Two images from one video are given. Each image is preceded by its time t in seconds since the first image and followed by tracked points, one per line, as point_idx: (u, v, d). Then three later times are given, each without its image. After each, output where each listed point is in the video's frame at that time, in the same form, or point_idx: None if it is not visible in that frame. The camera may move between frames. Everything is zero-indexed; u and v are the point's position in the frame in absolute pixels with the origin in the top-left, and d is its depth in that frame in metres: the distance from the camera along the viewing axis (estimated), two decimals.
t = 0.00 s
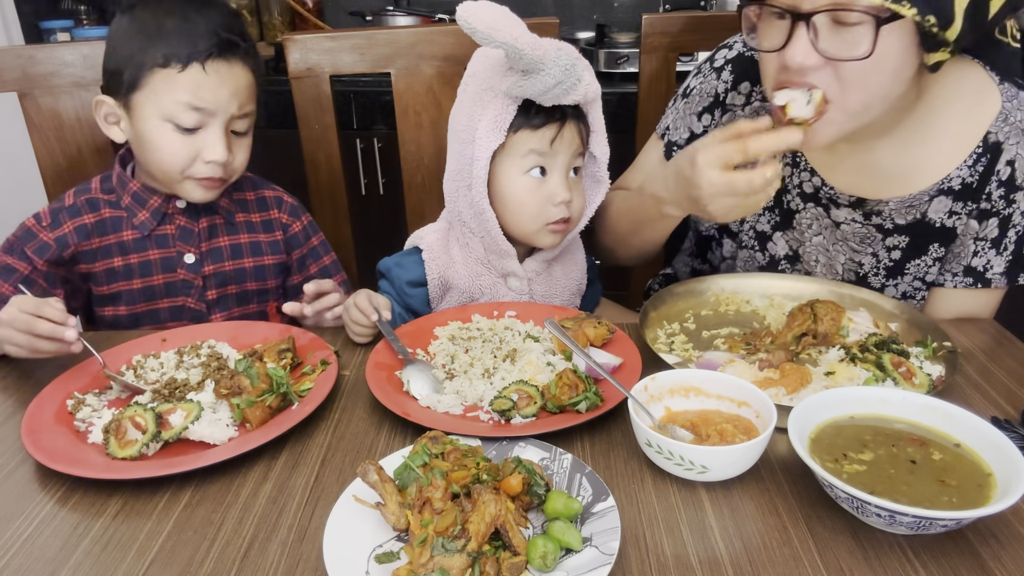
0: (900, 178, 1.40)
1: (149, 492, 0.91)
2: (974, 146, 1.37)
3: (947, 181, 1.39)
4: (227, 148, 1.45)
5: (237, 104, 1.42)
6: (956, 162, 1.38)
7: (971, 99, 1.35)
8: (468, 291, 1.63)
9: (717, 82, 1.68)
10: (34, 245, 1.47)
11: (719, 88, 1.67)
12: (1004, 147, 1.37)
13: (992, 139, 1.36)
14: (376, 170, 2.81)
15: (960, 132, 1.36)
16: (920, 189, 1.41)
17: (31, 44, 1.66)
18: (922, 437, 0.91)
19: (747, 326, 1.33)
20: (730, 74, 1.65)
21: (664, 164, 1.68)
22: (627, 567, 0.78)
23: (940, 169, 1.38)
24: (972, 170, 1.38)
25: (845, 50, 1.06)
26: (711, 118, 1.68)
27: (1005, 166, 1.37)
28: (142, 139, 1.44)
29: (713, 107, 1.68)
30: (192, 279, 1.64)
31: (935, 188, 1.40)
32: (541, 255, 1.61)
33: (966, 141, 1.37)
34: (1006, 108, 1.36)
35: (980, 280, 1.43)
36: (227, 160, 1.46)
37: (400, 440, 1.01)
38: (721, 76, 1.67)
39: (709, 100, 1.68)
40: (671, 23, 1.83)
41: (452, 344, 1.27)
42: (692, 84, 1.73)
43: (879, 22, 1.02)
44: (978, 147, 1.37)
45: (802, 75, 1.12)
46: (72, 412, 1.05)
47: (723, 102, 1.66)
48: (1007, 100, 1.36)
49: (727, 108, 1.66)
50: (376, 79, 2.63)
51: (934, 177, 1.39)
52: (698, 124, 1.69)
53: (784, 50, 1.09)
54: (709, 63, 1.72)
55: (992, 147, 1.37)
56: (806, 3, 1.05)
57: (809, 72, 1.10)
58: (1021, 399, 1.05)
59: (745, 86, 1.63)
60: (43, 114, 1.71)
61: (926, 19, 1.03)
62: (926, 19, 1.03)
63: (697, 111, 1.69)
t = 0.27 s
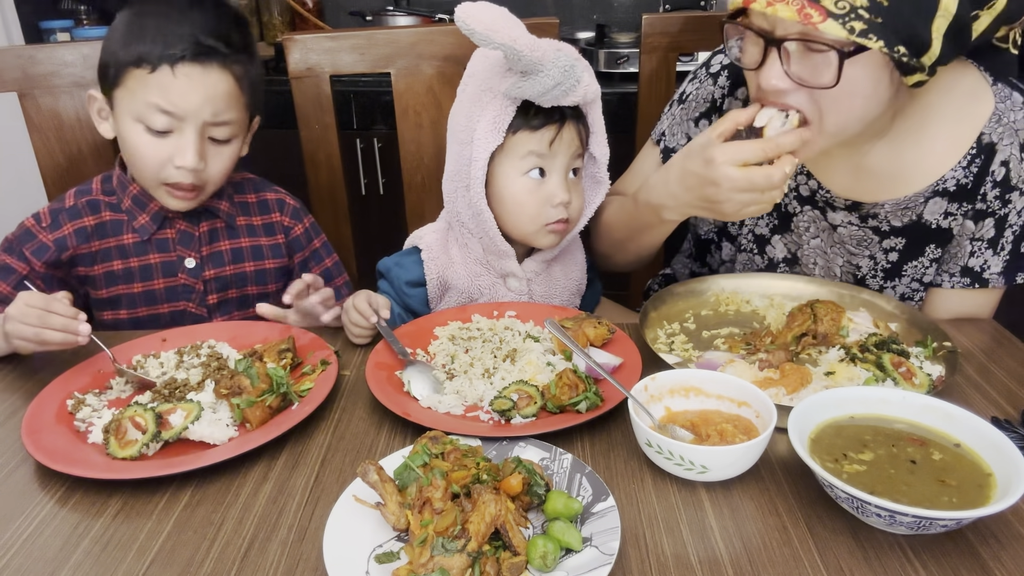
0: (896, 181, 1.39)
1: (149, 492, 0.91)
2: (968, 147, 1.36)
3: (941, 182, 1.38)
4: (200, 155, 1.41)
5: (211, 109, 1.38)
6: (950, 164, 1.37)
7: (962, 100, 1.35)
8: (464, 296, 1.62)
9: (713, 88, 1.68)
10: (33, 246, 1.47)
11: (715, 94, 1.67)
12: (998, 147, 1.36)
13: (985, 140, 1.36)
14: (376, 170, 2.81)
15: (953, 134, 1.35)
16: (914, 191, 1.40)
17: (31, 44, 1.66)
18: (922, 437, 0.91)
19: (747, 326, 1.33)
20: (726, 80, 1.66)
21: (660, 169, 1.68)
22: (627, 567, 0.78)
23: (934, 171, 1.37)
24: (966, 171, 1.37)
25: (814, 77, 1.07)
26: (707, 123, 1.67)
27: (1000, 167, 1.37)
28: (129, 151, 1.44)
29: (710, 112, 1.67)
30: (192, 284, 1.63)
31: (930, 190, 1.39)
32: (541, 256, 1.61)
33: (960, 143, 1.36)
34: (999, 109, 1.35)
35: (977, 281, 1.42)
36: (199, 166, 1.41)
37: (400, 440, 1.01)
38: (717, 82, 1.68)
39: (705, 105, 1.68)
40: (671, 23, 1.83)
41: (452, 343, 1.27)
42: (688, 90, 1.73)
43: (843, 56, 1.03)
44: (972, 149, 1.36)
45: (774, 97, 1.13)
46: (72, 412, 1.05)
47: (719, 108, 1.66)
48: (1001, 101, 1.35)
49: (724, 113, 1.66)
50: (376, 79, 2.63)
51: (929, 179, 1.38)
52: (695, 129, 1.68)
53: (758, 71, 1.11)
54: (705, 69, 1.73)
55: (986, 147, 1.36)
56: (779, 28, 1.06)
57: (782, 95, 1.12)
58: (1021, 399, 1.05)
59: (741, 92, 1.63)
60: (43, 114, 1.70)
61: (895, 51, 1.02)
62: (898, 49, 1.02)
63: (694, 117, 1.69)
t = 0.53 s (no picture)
0: (896, 184, 1.39)
1: (149, 492, 0.91)
2: (967, 150, 1.36)
3: (941, 185, 1.38)
4: (195, 149, 1.39)
5: (205, 103, 1.36)
6: (948, 167, 1.37)
7: (962, 102, 1.35)
8: (460, 293, 1.63)
9: (710, 92, 1.68)
10: (37, 242, 1.48)
11: (713, 98, 1.67)
12: (997, 150, 1.36)
13: (984, 143, 1.36)
14: (376, 170, 2.81)
15: (952, 137, 1.35)
16: (914, 195, 1.40)
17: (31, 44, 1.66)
18: (922, 437, 0.91)
19: (747, 326, 1.32)
20: (724, 84, 1.66)
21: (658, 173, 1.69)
22: (627, 567, 0.78)
23: (934, 174, 1.37)
24: (966, 174, 1.37)
25: (807, 92, 1.08)
26: (705, 127, 1.68)
27: (999, 169, 1.37)
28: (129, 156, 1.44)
29: (707, 116, 1.67)
30: (200, 282, 1.63)
31: (930, 193, 1.39)
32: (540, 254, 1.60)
33: (960, 146, 1.36)
34: (998, 111, 1.36)
35: (977, 282, 1.43)
36: (195, 161, 1.40)
37: (399, 440, 1.01)
38: (715, 86, 1.67)
39: (703, 110, 1.68)
40: (671, 24, 1.83)
41: (452, 344, 1.27)
42: (685, 94, 1.73)
43: (836, 73, 1.04)
44: (971, 151, 1.36)
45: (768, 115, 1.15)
46: (72, 412, 1.05)
47: (717, 112, 1.67)
48: (1000, 102, 1.36)
49: (722, 117, 1.66)
50: (376, 79, 2.63)
51: (929, 183, 1.38)
52: (692, 134, 1.69)
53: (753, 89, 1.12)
54: (703, 73, 1.73)
55: (985, 150, 1.36)
56: (772, 47, 1.08)
57: (776, 112, 1.13)
58: (1020, 399, 1.05)
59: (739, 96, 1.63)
60: (43, 114, 1.70)
61: (889, 65, 1.02)
62: (892, 65, 1.03)
63: (692, 121, 1.69)
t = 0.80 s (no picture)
0: (896, 185, 1.39)
1: (148, 492, 0.91)
2: (968, 151, 1.36)
3: (942, 186, 1.38)
4: (185, 140, 1.36)
5: (191, 91, 1.33)
6: (949, 168, 1.37)
7: (962, 103, 1.35)
8: (454, 287, 1.64)
9: (710, 91, 1.68)
10: (36, 238, 1.48)
11: (712, 97, 1.67)
12: (998, 150, 1.36)
13: (985, 143, 1.36)
14: (376, 170, 2.81)
15: (952, 138, 1.35)
16: (914, 195, 1.40)
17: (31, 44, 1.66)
18: (922, 437, 0.91)
19: (747, 326, 1.33)
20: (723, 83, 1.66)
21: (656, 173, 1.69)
22: (627, 567, 0.78)
23: (934, 175, 1.37)
24: (967, 174, 1.37)
25: (803, 100, 1.08)
26: (705, 126, 1.68)
27: (1000, 170, 1.37)
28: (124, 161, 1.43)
29: (707, 115, 1.67)
30: (203, 272, 1.63)
31: (930, 194, 1.39)
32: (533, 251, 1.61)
33: (960, 147, 1.36)
34: (999, 111, 1.35)
35: (978, 282, 1.42)
36: (185, 152, 1.37)
37: (399, 440, 1.01)
38: (714, 84, 1.67)
39: (703, 108, 1.68)
40: (671, 23, 1.83)
41: (452, 344, 1.27)
42: (685, 93, 1.72)
43: (829, 83, 1.05)
44: (972, 151, 1.36)
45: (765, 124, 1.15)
46: (72, 412, 1.05)
47: (716, 111, 1.67)
48: (1000, 102, 1.36)
49: (721, 116, 1.66)
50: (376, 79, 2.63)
51: (929, 183, 1.38)
52: (692, 133, 1.69)
53: (749, 99, 1.13)
54: (702, 72, 1.73)
55: (986, 150, 1.36)
56: (765, 57, 1.08)
57: (771, 121, 1.14)
58: (1020, 399, 1.05)
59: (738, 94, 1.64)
60: (43, 114, 1.70)
61: (883, 73, 1.02)
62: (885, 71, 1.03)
63: (691, 120, 1.69)
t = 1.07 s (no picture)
0: (896, 185, 1.39)
1: (148, 492, 0.91)
2: (968, 151, 1.36)
3: (942, 186, 1.38)
4: (175, 140, 1.36)
5: (177, 89, 1.32)
6: (950, 168, 1.37)
7: (962, 103, 1.36)
8: (451, 284, 1.64)
9: (708, 90, 1.68)
10: (34, 233, 1.48)
11: (711, 96, 1.67)
12: (998, 150, 1.36)
13: (985, 143, 1.36)
14: (376, 170, 2.81)
15: (952, 139, 1.36)
16: (914, 195, 1.40)
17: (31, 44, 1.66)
18: (923, 437, 0.91)
19: (747, 326, 1.33)
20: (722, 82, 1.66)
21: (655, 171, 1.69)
22: (627, 567, 0.78)
23: (933, 176, 1.38)
24: (967, 174, 1.37)
25: (803, 101, 1.09)
26: (704, 126, 1.68)
27: (1000, 170, 1.37)
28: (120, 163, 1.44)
29: (706, 114, 1.67)
30: (209, 262, 1.64)
31: (930, 194, 1.39)
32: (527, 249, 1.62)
33: (960, 148, 1.36)
34: (999, 111, 1.35)
35: (978, 283, 1.42)
36: (175, 153, 1.36)
37: (399, 440, 1.01)
38: (713, 84, 1.67)
39: (702, 107, 1.67)
40: (671, 23, 1.83)
41: (452, 343, 1.27)
42: (684, 92, 1.72)
43: (830, 85, 1.05)
44: (972, 151, 1.36)
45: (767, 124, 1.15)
46: (72, 412, 1.05)
47: (715, 110, 1.67)
48: (1001, 102, 1.36)
49: (719, 116, 1.66)
50: (376, 79, 2.63)
51: (929, 183, 1.38)
52: (691, 132, 1.69)
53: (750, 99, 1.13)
54: (701, 71, 1.73)
55: (986, 150, 1.36)
56: (766, 58, 1.08)
57: (773, 121, 1.14)
58: (1020, 399, 1.05)
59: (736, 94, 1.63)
60: (42, 114, 1.70)
61: (883, 76, 1.03)
62: (885, 74, 1.03)
63: (690, 119, 1.69)
